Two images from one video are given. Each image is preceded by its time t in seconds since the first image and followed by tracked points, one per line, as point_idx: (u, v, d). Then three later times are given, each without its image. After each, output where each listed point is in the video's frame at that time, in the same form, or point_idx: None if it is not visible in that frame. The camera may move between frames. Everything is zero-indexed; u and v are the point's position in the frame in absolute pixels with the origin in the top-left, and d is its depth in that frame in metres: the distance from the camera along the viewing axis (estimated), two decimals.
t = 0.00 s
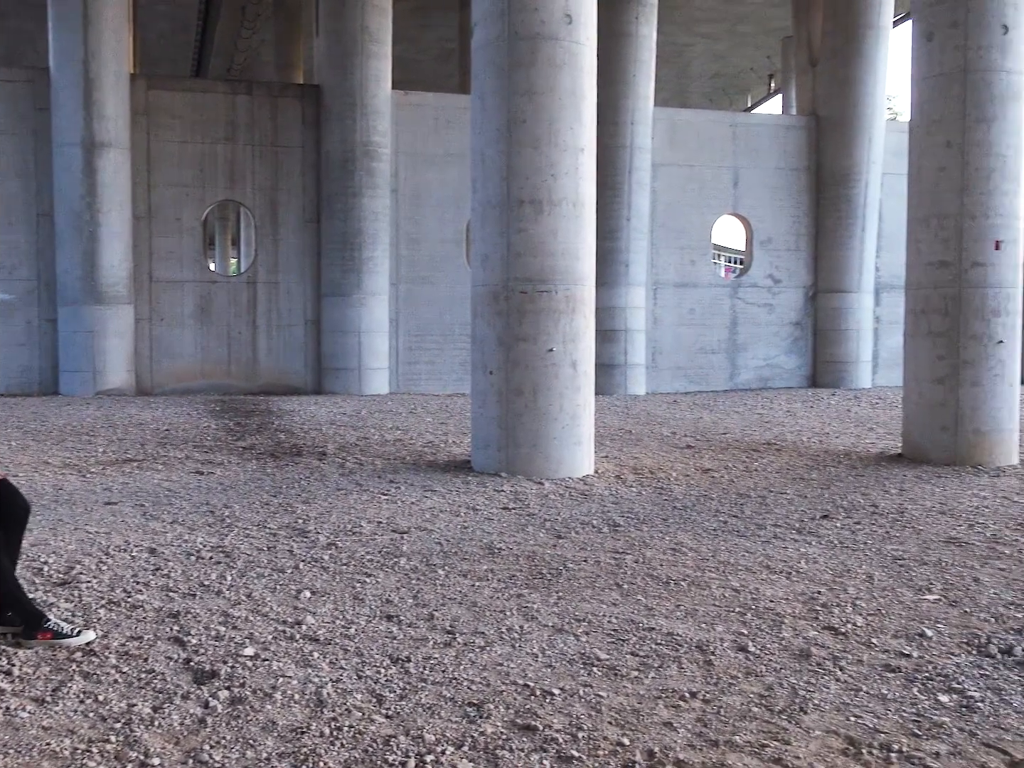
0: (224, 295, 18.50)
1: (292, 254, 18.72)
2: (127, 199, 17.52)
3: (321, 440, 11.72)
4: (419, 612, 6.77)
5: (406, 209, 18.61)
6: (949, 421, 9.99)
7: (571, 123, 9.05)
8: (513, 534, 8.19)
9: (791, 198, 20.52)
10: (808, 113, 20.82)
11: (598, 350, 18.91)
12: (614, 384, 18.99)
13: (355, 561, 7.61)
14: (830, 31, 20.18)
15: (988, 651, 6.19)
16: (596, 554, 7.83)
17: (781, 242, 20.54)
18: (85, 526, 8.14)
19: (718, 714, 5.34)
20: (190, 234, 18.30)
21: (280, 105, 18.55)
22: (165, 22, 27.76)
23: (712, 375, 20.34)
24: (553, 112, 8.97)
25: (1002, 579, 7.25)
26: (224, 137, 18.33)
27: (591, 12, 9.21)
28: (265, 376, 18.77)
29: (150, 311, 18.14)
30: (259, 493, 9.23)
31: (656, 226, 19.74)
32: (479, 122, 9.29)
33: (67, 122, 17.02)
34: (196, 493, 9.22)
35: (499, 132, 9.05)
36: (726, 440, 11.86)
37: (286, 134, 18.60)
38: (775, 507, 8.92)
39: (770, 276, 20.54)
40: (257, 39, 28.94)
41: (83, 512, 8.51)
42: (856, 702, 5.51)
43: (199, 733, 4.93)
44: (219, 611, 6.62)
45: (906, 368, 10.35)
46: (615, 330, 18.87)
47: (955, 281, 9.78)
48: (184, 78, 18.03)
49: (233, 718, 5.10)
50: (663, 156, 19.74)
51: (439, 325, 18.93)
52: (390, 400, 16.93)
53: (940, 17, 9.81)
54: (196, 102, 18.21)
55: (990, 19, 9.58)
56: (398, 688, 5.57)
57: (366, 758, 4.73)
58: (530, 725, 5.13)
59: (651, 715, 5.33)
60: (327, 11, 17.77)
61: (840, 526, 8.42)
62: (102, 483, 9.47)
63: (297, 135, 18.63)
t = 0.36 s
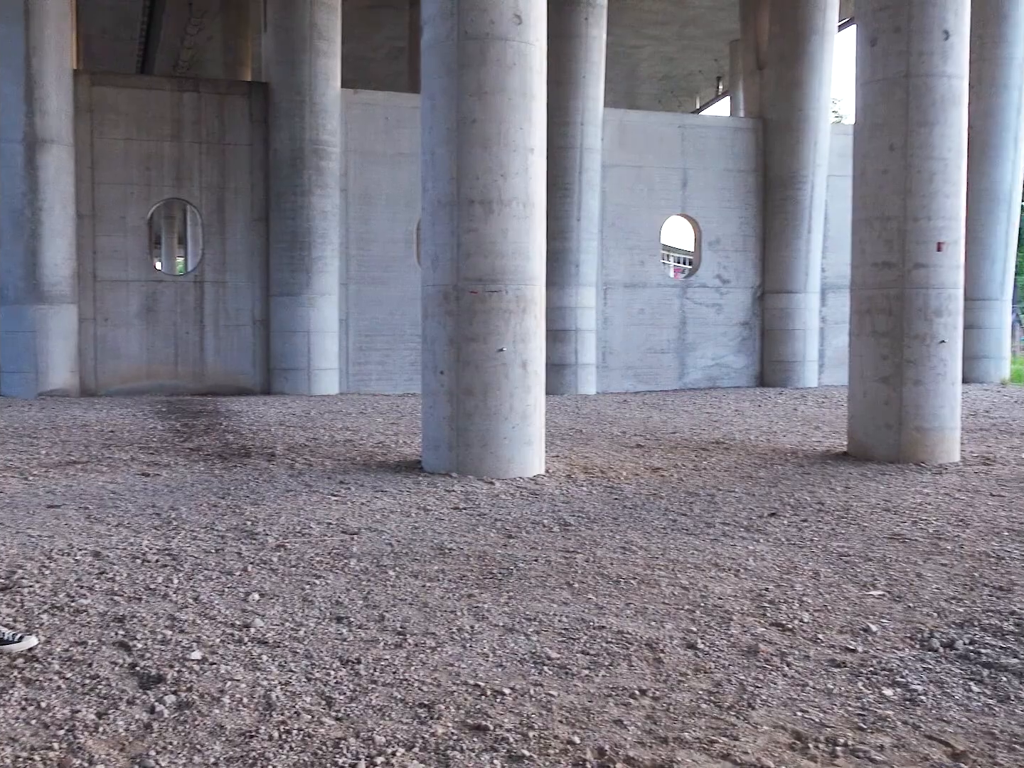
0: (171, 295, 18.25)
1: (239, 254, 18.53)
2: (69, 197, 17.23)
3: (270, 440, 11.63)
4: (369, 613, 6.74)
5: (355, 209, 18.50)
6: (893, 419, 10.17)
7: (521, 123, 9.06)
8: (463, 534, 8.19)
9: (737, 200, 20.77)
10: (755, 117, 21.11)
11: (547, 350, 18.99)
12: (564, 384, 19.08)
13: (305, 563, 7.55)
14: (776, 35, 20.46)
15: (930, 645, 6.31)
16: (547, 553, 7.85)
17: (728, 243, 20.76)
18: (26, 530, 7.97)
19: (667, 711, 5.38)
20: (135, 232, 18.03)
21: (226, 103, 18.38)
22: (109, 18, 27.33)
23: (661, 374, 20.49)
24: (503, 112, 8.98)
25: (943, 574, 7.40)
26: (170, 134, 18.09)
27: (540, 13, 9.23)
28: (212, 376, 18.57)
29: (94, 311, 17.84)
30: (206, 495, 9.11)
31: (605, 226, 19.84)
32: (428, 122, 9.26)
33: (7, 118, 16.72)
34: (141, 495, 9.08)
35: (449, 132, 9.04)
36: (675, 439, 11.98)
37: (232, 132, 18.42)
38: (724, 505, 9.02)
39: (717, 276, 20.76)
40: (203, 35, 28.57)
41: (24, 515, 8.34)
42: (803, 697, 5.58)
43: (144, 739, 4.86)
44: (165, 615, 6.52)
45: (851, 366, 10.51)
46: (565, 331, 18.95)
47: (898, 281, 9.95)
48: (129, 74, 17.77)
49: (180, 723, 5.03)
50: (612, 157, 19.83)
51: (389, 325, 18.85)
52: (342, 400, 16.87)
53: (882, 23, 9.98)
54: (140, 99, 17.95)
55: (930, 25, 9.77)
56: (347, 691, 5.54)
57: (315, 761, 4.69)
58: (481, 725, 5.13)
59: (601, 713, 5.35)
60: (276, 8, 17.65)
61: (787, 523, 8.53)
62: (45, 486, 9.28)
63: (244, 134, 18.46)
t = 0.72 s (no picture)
0: (104, 294, 17.91)
1: (174, 252, 18.28)
2: None
3: (207, 441, 11.47)
4: (308, 616, 6.68)
5: (293, 207, 18.32)
6: (827, 417, 10.35)
7: (461, 122, 9.05)
8: (404, 535, 8.15)
9: (676, 201, 20.98)
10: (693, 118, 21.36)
11: (488, 350, 19.02)
12: (505, 383, 19.15)
13: (242, 566, 7.45)
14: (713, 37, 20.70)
15: (864, 638, 6.43)
16: (488, 553, 7.86)
17: (667, 243, 20.96)
18: None
19: (607, 708, 5.41)
20: (67, 230, 17.66)
21: (161, 99, 18.12)
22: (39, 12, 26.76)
23: (601, 374, 20.62)
24: (443, 112, 8.96)
25: (876, 569, 7.54)
26: (103, 130, 17.77)
27: (481, 13, 9.23)
28: (146, 376, 18.27)
29: (24, 310, 17.44)
30: (140, 498, 8.96)
31: (547, 226, 19.88)
32: (367, 121, 9.21)
33: None
34: (74, 499, 8.89)
35: (389, 131, 8.99)
36: (615, 437, 12.06)
37: (168, 129, 18.16)
38: (663, 503, 9.10)
39: (656, 276, 20.94)
40: (137, 29, 28.02)
41: None
42: (740, 692, 5.65)
43: (76, 748, 4.76)
44: (98, 620, 6.40)
45: (787, 365, 10.66)
46: (507, 331, 18.98)
47: (832, 282, 10.12)
48: (60, 68, 17.41)
49: (113, 730, 4.94)
50: (552, 157, 19.89)
51: (329, 325, 18.73)
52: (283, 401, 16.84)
53: (817, 28, 10.15)
54: (71, 94, 17.59)
55: (863, 31, 9.96)
56: (286, 694, 5.48)
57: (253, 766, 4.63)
58: (421, 726, 5.10)
59: (541, 712, 5.36)
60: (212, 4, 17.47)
61: (724, 521, 8.63)
62: None
63: (179, 130, 18.22)
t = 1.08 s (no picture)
0: (20, 292, 17.43)
1: (94, 249, 17.87)
2: None
3: (128, 444, 11.23)
4: (233, 620, 6.58)
5: (218, 204, 18.03)
6: (752, 415, 10.52)
7: (389, 121, 9.01)
8: (331, 536, 8.08)
9: (604, 201, 21.15)
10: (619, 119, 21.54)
11: (417, 349, 19.01)
12: (434, 383, 19.19)
13: (165, 570, 7.32)
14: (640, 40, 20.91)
15: (787, 632, 6.55)
16: (416, 554, 7.83)
17: (594, 244, 21.10)
18: None
19: (535, 707, 5.43)
20: None
21: (80, 92, 17.68)
22: None
23: (529, 373, 20.69)
24: (370, 110, 8.90)
25: (798, 564, 7.70)
26: (19, 123, 17.28)
27: (408, 11, 9.19)
28: (65, 377, 17.83)
29: None
30: (58, 502, 8.73)
31: (476, 225, 19.88)
32: (293, 118, 9.11)
33: None
34: None
35: (315, 128, 8.90)
36: (544, 437, 12.10)
37: (87, 123, 17.74)
38: (591, 502, 9.16)
39: (584, 276, 21.07)
40: (56, 21, 27.37)
41: None
42: (666, 688, 5.70)
43: None
44: (13, 629, 6.22)
45: (712, 365, 10.81)
46: (435, 330, 19.04)
47: (756, 282, 10.29)
48: None
49: (29, 741, 4.82)
50: (481, 156, 19.90)
51: (255, 325, 18.48)
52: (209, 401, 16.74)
53: (740, 32, 10.31)
54: None
55: (784, 36, 10.14)
56: (210, 699, 5.39)
57: None
58: (348, 729, 5.06)
59: (470, 712, 5.35)
60: None
61: (651, 519, 8.72)
62: None
63: (99, 124, 17.80)
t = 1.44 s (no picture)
0: None
1: (24, 247, 17.46)
2: None
3: (60, 446, 10.99)
4: (169, 624, 6.48)
5: (152, 202, 17.75)
6: (691, 414, 10.65)
7: (328, 120, 8.95)
8: (270, 538, 8.00)
9: (545, 202, 21.24)
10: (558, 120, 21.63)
11: (357, 349, 18.95)
12: (374, 383, 19.15)
13: (98, 574, 7.18)
14: (580, 41, 21.01)
15: (725, 628, 6.62)
16: (356, 555, 7.78)
17: (534, 244, 21.17)
18: None
19: (476, 707, 5.42)
20: None
21: (8, 86, 17.27)
22: None
23: (470, 373, 20.70)
24: (308, 109, 8.84)
25: (736, 561, 7.79)
26: None
27: (347, 9, 9.13)
28: None
29: None
30: None
31: (417, 225, 19.84)
32: (229, 115, 9.00)
33: None
34: None
35: (252, 126, 8.81)
36: (484, 437, 12.10)
37: (16, 118, 17.34)
38: (532, 501, 9.17)
39: (524, 276, 21.13)
40: None
41: None
42: (607, 686, 5.74)
43: None
44: None
45: (651, 364, 10.91)
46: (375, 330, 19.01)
47: (694, 282, 10.40)
48: None
49: None
50: (422, 155, 19.86)
51: (192, 325, 18.23)
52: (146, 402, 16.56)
53: (678, 35, 10.40)
54: None
55: (721, 40, 10.26)
56: (145, 705, 5.30)
57: None
58: (287, 732, 5.00)
59: (411, 713, 5.33)
60: None
61: (591, 518, 8.76)
62: None
63: (29, 119, 17.41)
